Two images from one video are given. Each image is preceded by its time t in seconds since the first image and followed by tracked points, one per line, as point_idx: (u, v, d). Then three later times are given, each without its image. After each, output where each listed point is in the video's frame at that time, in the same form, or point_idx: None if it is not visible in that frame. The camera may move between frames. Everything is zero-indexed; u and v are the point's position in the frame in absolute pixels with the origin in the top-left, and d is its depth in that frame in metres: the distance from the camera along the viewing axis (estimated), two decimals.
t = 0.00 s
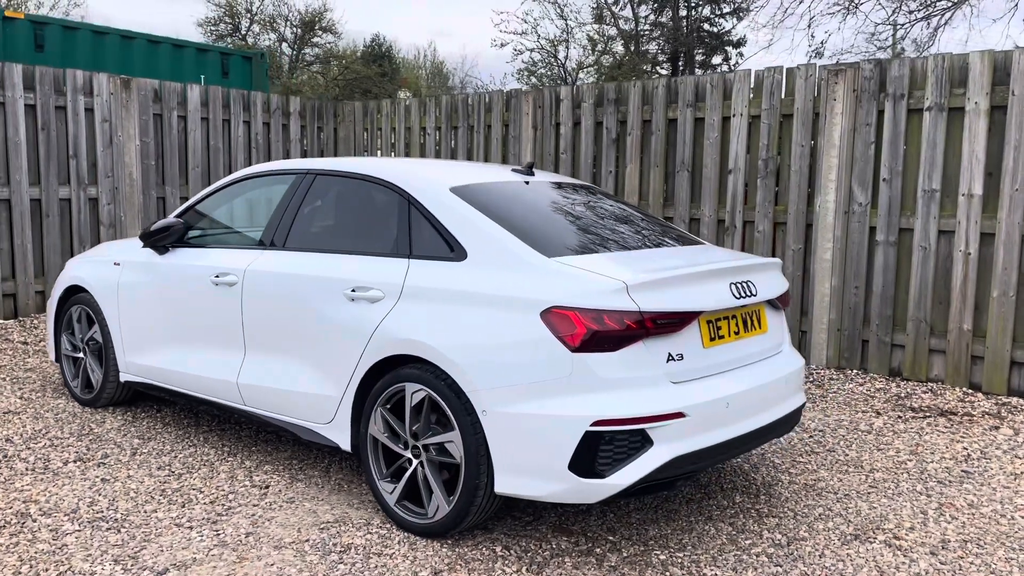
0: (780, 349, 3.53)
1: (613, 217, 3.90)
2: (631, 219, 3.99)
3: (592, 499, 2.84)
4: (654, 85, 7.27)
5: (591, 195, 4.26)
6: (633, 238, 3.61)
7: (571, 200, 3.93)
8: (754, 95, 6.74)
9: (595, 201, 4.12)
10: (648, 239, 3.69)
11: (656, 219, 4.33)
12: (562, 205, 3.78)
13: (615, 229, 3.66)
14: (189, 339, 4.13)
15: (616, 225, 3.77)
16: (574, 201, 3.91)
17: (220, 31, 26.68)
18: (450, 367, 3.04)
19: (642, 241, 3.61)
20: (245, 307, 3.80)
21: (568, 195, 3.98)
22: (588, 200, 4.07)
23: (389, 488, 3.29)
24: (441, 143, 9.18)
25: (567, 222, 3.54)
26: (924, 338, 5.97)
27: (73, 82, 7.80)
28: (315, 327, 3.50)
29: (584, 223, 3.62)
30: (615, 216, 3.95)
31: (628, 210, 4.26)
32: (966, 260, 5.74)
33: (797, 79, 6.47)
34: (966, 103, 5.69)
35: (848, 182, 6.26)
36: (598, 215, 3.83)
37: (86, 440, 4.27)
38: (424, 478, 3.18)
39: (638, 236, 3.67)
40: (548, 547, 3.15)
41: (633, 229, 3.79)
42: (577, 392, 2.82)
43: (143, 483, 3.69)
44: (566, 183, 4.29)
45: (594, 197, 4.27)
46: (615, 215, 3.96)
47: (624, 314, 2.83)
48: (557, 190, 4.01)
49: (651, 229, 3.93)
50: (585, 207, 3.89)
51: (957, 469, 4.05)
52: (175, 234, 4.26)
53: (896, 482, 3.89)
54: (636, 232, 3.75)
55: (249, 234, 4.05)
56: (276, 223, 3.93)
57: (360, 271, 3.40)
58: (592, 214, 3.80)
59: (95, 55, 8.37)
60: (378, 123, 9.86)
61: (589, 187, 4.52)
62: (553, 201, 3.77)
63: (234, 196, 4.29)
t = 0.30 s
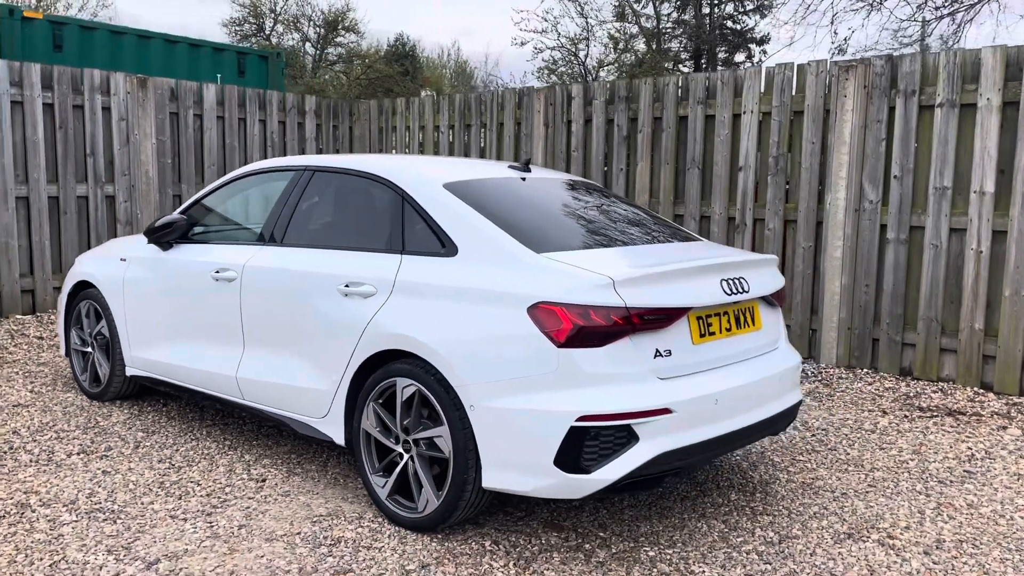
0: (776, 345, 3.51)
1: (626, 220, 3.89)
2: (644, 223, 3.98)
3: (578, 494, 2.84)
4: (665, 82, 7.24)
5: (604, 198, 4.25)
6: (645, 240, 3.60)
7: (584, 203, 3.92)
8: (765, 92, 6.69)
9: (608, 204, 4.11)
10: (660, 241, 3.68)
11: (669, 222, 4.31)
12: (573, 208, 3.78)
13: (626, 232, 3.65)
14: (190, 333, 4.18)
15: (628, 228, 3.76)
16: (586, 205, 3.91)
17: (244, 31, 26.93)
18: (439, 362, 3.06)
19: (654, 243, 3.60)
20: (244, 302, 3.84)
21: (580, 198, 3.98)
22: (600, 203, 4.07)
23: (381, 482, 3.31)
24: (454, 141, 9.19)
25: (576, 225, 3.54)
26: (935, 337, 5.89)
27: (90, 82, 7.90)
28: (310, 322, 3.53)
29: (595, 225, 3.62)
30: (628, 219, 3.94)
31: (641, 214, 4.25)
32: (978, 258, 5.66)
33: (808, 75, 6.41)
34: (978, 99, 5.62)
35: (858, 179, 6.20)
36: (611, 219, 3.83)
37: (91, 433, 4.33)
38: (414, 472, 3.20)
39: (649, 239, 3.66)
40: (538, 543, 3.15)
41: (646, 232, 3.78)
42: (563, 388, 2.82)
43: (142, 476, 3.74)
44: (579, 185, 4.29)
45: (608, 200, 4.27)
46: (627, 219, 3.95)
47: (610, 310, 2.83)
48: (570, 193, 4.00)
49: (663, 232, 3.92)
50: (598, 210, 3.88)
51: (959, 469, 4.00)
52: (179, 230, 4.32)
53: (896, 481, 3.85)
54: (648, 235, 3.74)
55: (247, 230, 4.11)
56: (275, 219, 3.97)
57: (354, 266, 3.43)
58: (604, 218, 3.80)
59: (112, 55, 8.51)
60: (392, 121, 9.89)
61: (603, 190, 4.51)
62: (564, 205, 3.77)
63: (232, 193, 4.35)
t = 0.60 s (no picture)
0: (761, 343, 3.54)
1: (633, 226, 3.94)
2: (650, 229, 4.02)
3: (554, 487, 2.90)
4: (670, 82, 7.26)
5: (614, 206, 4.30)
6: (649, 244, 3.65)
7: (592, 209, 3.98)
8: (769, 92, 6.70)
9: (616, 210, 4.16)
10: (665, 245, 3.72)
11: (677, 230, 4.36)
12: (581, 214, 3.83)
13: (631, 237, 3.70)
14: (191, 328, 4.28)
15: (634, 233, 3.81)
16: (594, 211, 3.96)
17: (267, 33, 27.22)
18: (422, 357, 3.13)
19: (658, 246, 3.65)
20: (241, 299, 3.93)
21: (588, 205, 4.03)
22: (609, 209, 4.12)
23: (369, 475, 3.39)
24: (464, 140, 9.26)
25: (580, 229, 3.60)
26: (937, 337, 5.88)
27: (106, 83, 8.06)
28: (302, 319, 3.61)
29: (600, 230, 3.68)
30: (634, 225, 3.99)
31: (650, 221, 4.30)
32: (979, 258, 5.64)
33: (811, 75, 6.42)
34: (980, 98, 5.60)
35: (861, 179, 6.20)
36: (618, 224, 3.89)
37: (95, 425, 4.45)
38: (400, 464, 3.27)
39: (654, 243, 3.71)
40: (520, 535, 3.21)
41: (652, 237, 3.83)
42: (540, 382, 2.88)
43: (141, 467, 3.84)
44: (589, 192, 4.34)
45: (618, 207, 4.33)
46: (635, 225, 4.00)
47: (586, 307, 2.88)
48: (578, 200, 4.06)
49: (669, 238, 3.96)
50: (606, 217, 3.93)
51: (949, 467, 4.01)
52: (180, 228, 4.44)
53: (884, 479, 3.86)
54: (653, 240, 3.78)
55: (245, 228, 4.21)
56: (272, 218, 4.06)
57: (345, 264, 3.51)
58: (611, 223, 3.86)
59: (127, 56, 8.69)
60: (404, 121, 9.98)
61: (613, 198, 4.56)
62: (572, 212, 3.83)
63: (232, 192, 4.45)
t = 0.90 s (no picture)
0: (746, 339, 3.59)
1: (640, 231, 4.00)
2: (657, 234, 4.08)
3: (535, 479, 2.97)
4: (675, 81, 7.30)
5: (621, 212, 4.36)
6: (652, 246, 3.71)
7: (599, 215, 4.06)
8: (772, 91, 6.72)
9: (624, 216, 4.22)
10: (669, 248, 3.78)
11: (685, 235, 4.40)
12: (587, 219, 3.90)
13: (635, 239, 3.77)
14: (192, 324, 4.39)
15: (639, 237, 3.87)
16: (601, 217, 4.03)
17: (287, 33, 27.44)
18: (408, 351, 3.21)
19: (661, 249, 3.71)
20: (240, 295, 4.03)
21: (595, 211, 4.10)
22: (616, 215, 4.18)
23: (359, 466, 3.47)
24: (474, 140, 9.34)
25: (583, 232, 3.68)
26: (938, 336, 5.89)
27: (121, 84, 8.20)
28: (297, 314, 3.70)
29: (604, 233, 3.75)
30: (642, 230, 4.06)
31: (658, 227, 4.35)
32: (980, 256, 5.64)
33: (814, 74, 6.44)
34: (981, 97, 5.60)
35: (863, 177, 6.21)
36: (623, 228, 3.95)
37: (101, 417, 4.57)
38: (388, 456, 3.35)
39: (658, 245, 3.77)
40: (505, 526, 3.28)
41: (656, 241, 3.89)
42: (521, 376, 2.95)
43: (142, 458, 3.95)
44: (597, 198, 4.40)
45: (627, 213, 4.39)
46: (642, 229, 4.06)
47: (566, 302, 2.95)
48: (585, 206, 4.13)
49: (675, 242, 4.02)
50: (612, 222, 4.00)
51: (938, 464, 4.04)
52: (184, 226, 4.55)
53: (871, 475, 3.90)
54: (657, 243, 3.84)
55: (245, 225, 4.32)
56: (270, 216, 4.16)
57: (337, 260, 3.60)
58: (616, 227, 3.92)
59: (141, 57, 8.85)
60: (415, 121, 10.07)
61: (622, 205, 4.62)
62: (578, 217, 3.90)
63: (234, 191, 4.56)
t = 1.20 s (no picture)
0: (741, 336, 3.61)
1: (649, 233, 4.02)
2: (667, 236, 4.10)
3: (526, 472, 3.02)
4: (683, 81, 7.31)
5: (632, 216, 4.38)
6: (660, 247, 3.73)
7: (608, 218, 4.08)
8: (779, 90, 6.72)
9: (634, 220, 4.23)
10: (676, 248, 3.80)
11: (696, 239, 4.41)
12: (596, 222, 3.93)
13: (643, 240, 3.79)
14: (199, 321, 4.47)
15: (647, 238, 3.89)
16: (610, 220, 4.05)
17: (305, 35, 27.61)
18: (403, 347, 3.26)
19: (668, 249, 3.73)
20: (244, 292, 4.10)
21: (605, 214, 4.13)
22: (626, 219, 4.20)
23: (357, 460, 3.53)
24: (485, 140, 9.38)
25: (590, 233, 3.70)
26: (945, 336, 5.87)
27: (136, 85, 8.32)
28: (299, 310, 3.77)
29: (611, 234, 3.77)
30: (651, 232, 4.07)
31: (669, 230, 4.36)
32: (987, 255, 5.62)
33: (822, 73, 6.43)
34: (987, 96, 5.58)
35: (869, 177, 6.21)
36: (632, 230, 3.97)
37: (110, 412, 4.66)
38: (385, 450, 3.40)
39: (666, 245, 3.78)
40: (499, 519, 3.33)
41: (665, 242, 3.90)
42: (512, 371, 2.99)
43: (148, 451, 4.03)
44: (608, 203, 4.43)
45: (638, 218, 4.41)
46: (651, 231, 4.08)
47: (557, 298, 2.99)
48: (596, 210, 4.16)
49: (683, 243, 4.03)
50: (621, 224, 4.02)
51: (936, 462, 4.04)
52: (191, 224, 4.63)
53: (868, 473, 3.91)
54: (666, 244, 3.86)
55: (250, 222, 4.39)
56: (274, 214, 4.23)
57: (337, 257, 3.66)
58: (625, 229, 3.95)
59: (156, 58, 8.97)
60: (427, 122, 10.14)
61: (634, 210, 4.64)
62: (588, 219, 3.93)
63: (241, 190, 4.64)
